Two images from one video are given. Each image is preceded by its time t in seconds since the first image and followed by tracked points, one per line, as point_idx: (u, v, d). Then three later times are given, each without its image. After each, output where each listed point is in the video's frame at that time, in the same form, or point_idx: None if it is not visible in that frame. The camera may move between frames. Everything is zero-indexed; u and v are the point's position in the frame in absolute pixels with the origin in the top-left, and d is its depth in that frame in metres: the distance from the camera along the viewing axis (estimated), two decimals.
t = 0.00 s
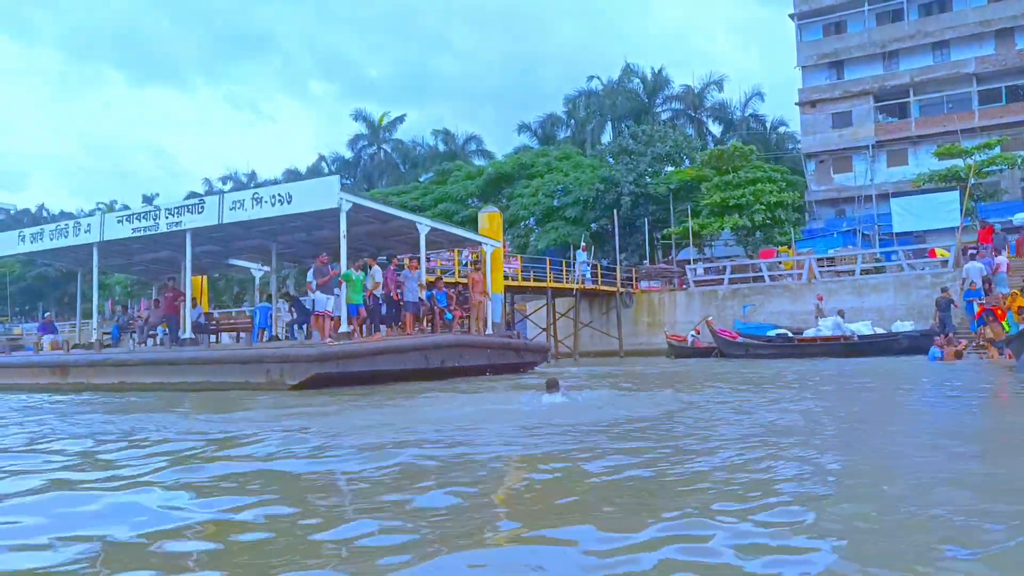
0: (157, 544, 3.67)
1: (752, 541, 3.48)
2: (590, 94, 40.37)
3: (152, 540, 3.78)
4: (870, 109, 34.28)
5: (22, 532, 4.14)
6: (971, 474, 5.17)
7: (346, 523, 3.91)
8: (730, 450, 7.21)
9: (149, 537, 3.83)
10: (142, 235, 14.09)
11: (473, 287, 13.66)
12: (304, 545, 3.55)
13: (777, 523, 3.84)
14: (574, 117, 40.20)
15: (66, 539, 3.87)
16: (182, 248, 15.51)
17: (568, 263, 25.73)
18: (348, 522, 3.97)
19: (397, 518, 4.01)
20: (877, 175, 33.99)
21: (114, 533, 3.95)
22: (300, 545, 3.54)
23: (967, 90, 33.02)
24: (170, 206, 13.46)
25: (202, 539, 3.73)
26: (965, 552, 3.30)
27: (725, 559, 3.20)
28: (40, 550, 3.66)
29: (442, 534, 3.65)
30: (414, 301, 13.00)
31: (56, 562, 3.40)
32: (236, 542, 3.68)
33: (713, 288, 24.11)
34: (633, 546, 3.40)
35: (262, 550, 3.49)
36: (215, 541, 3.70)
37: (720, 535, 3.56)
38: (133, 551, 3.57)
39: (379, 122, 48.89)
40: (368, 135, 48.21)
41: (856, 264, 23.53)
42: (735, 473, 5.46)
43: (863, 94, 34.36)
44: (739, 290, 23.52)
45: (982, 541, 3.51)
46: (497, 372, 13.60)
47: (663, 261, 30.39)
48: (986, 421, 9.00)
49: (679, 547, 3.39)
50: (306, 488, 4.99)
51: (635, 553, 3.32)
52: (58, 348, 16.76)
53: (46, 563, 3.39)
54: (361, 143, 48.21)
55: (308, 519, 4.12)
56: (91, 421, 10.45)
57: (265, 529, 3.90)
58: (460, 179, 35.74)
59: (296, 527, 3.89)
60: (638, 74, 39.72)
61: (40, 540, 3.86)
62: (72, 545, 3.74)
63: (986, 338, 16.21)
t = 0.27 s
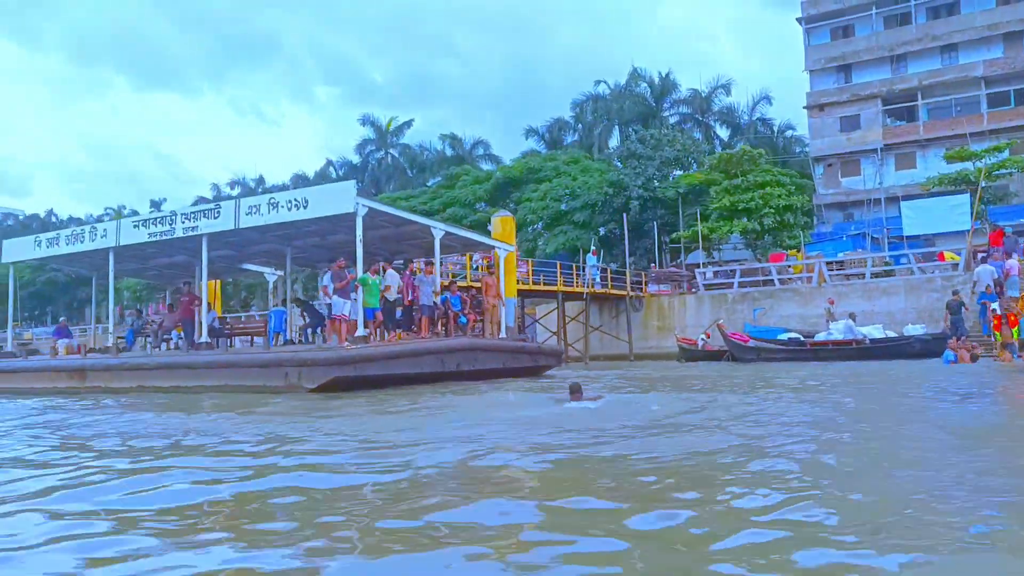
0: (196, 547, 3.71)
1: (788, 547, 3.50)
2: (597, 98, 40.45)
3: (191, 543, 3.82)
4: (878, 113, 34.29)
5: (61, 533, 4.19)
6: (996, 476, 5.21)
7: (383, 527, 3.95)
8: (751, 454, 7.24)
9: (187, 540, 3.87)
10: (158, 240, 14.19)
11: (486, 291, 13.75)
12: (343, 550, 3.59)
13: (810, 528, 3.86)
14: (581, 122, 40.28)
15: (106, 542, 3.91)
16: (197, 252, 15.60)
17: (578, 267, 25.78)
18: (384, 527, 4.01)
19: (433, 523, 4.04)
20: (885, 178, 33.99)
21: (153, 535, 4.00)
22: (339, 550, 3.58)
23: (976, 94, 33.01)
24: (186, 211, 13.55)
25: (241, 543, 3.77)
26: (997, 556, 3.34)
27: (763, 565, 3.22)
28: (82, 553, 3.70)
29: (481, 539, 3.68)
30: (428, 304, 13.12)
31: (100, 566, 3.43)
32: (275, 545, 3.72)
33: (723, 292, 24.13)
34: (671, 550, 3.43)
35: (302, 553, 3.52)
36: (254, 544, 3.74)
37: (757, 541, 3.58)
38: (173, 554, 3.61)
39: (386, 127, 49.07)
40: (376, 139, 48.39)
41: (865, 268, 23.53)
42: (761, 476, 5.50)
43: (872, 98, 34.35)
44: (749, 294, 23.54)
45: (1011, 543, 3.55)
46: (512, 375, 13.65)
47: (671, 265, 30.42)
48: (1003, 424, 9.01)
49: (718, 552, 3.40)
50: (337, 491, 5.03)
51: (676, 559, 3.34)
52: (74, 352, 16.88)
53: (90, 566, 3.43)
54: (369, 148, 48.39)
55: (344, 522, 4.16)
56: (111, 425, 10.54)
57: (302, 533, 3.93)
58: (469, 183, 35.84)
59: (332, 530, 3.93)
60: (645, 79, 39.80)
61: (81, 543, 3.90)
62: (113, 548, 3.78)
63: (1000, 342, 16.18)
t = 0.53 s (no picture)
0: (232, 556, 3.74)
1: (825, 557, 3.50)
2: (606, 104, 40.50)
3: (227, 552, 3.84)
4: (888, 118, 34.27)
5: (96, 539, 4.22)
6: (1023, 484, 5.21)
7: (418, 539, 3.96)
8: (774, 460, 7.25)
9: (223, 549, 3.89)
10: (175, 246, 14.29)
11: (502, 297, 13.80)
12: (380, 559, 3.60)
13: (845, 538, 3.86)
14: (590, 127, 40.34)
15: (142, 550, 3.94)
16: (213, 258, 15.69)
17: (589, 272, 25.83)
18: (418, 537, 4.02)
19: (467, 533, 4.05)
20: (895, 184, 33.94)
21: (188, 545, 4.02)
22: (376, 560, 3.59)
23: (986, 99, 32.97)
24: (204, 216, 13.65)
25: (277, 552, 3.79)
26: None
27: None
28: (121, 561, 3.73)
29: (516, 549, 3.70)
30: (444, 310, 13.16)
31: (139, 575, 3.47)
32: (311, 555, 3.74)
33: (734, 297, 24.13)
34: (708, 560, 3.43)
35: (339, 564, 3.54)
36: (292, 553, 3.77)
37: (794, 553, 3.57)
38: (211, 564, 3.63)
39: (395, 133, 49.26)
40: (385, 145, 48.58)
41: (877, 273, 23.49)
42: (787, 482, 5.51)
43: (882, 103, 34.32)
44: (760, 299, 23.54)
45: None
46: (527, 380, 13.67)
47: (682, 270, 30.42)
48: None
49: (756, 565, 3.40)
50: (367, 501, 5.05)
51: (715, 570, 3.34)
52: (90, 356, 16.98)
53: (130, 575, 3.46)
54: (378, 153, 48.57)
55: (378, 533, 4.17)
56: (131, 430, 10.61)
57: (336, 543, 3.95)
58: (479, 189, 35.93)
59: (369, 541, 3.94)
60: (655, 85, 39.86)
61: (117, 551, 3.93)
62: (149, 556, 3.81)
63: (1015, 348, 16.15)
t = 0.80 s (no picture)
0: (271, 548, 3.75)
1: (867, 556, 3.49)
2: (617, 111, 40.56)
3: (265, 542, 3.86)
4: (900, 125, 34.19)
5: (133, 528, 4.26)
6: None
7: (455, 536, 3.97)
8: (800, 468, 7.23)
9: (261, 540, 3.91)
10: (193, 252, 14.38)
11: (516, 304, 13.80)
12: (420, 555, 3.61)
13: (885, 542, 3.85)
14: (601, 135, 40.40)
15: (181, 539, 3.96)
16: (230, 264, 15.78)
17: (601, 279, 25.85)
18: (455, 535, 4.03)
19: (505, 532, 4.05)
20: (907, 191, 33.86)
21: (227, 536, 4.05)
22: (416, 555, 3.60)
23: (998, 106, 32.89)
24: (222, 223, 13.74)
25: (315, 546, 3.80)
26: None
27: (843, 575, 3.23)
28: (162, 550, 3.76)
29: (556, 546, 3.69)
30: (456, 317, 13.20)
31: (182, 563, 3.49)
32: (350, 549, 3.75)
33: (747, 305, 24.09)
34: (749, 560, 3.43)
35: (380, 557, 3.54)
36: (330, 547, 3.78)
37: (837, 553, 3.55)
38: (249, 553, 3.65)
39: (406, 141, 49.47)
40: (396, 152, 48.77)
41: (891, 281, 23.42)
42: (819, 488, 5.51)
43: (893, 110, 34.25)
44: (774, 306, 23.51)
45: None
46: (544, 387, 13.69)
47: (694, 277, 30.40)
48: None
49: (800, 564, 3.38)
50: (398, 502, 5.06)
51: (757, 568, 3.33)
52: (106, 363, 17.06)
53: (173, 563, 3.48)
54: (389, 161, 48.76)
55: (414, 530, 4.18)
56: (153, 434, 10.68)
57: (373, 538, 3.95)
58: (490, 196, 36.01)
59: (406, 537, 3.95)
60: (665, 92, 39.92)
61: (156, 540, 3.96)
62: (189, 543, 3.83)
63: None
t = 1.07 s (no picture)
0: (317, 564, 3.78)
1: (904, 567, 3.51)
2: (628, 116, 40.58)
3: (314, 557, 3.90)
4: (913, 131, 34.10)
5: (176, 543, 4.28)
6: None
7: (496, 548, 3.99)
8: (824, 474, 7.25)
9: (306, 555, 3.94)
10: (212, 257, 14.48)
11: (533, 309, 13.84)
12: (469, 570, 3.63)
13: (921, 552, 3.87)
14: (611, 140, 40.43)
15: (226, 554, 3.99)
16: (247, 269, 15.87)
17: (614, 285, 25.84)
18: (490, 544, 4.07)
19: (545, 545, 4.07)
20: (920, 197, 33.77)
21: (271, 549, 4.07)
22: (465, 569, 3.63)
23: (1011, 112, 32.79)
24: (241, 229, 13.83)
25: (361, 559, 3.83)
26: None
27: None
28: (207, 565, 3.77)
29: (601, 561, 3.71)
30: (473, 321, 13.24)
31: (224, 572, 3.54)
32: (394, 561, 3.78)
33: (760, 310, 24.07)
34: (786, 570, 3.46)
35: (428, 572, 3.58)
36: (376, 560, 3.82)
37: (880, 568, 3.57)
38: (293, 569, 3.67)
39: (416, 146, 49.61)
40: (407, 158, 48.89)
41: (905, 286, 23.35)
42: (848, 495, 5.52)
43: (906, 116, 34.19)
44: (788, 312, 23.46)
45: None
46: (561, 393, 13.73)
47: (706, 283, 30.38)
48: None
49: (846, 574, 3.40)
50: (435, 510, 5.08)
51: None
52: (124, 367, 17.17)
53: None
54: (400, 166, 48.90)
55: (455, 540, 4.21)
56: (175, 439, 10.76)
57: (416, 550, 3.98)
58: (501, 201, 36.07)
59: (448, 550, 3.96)
60: (676, 97, 39.93)
61: (201, 554, 3.99)
62: (236, 560, 3.85)
63: None
